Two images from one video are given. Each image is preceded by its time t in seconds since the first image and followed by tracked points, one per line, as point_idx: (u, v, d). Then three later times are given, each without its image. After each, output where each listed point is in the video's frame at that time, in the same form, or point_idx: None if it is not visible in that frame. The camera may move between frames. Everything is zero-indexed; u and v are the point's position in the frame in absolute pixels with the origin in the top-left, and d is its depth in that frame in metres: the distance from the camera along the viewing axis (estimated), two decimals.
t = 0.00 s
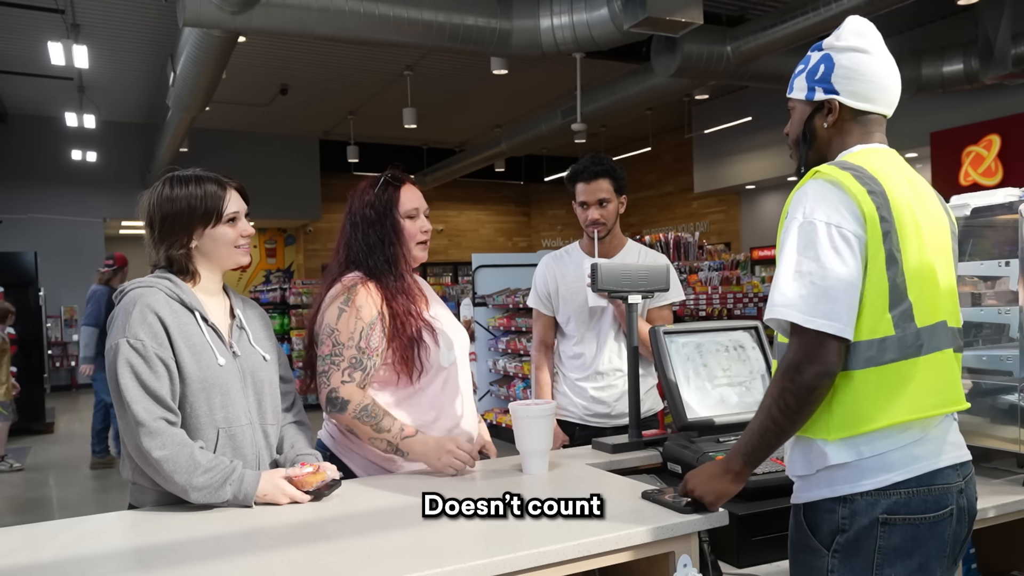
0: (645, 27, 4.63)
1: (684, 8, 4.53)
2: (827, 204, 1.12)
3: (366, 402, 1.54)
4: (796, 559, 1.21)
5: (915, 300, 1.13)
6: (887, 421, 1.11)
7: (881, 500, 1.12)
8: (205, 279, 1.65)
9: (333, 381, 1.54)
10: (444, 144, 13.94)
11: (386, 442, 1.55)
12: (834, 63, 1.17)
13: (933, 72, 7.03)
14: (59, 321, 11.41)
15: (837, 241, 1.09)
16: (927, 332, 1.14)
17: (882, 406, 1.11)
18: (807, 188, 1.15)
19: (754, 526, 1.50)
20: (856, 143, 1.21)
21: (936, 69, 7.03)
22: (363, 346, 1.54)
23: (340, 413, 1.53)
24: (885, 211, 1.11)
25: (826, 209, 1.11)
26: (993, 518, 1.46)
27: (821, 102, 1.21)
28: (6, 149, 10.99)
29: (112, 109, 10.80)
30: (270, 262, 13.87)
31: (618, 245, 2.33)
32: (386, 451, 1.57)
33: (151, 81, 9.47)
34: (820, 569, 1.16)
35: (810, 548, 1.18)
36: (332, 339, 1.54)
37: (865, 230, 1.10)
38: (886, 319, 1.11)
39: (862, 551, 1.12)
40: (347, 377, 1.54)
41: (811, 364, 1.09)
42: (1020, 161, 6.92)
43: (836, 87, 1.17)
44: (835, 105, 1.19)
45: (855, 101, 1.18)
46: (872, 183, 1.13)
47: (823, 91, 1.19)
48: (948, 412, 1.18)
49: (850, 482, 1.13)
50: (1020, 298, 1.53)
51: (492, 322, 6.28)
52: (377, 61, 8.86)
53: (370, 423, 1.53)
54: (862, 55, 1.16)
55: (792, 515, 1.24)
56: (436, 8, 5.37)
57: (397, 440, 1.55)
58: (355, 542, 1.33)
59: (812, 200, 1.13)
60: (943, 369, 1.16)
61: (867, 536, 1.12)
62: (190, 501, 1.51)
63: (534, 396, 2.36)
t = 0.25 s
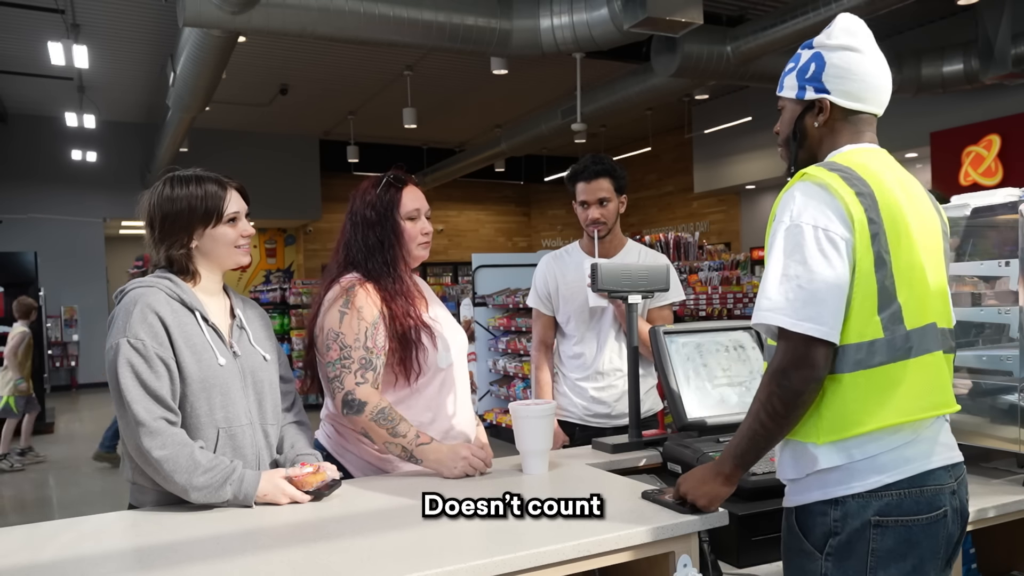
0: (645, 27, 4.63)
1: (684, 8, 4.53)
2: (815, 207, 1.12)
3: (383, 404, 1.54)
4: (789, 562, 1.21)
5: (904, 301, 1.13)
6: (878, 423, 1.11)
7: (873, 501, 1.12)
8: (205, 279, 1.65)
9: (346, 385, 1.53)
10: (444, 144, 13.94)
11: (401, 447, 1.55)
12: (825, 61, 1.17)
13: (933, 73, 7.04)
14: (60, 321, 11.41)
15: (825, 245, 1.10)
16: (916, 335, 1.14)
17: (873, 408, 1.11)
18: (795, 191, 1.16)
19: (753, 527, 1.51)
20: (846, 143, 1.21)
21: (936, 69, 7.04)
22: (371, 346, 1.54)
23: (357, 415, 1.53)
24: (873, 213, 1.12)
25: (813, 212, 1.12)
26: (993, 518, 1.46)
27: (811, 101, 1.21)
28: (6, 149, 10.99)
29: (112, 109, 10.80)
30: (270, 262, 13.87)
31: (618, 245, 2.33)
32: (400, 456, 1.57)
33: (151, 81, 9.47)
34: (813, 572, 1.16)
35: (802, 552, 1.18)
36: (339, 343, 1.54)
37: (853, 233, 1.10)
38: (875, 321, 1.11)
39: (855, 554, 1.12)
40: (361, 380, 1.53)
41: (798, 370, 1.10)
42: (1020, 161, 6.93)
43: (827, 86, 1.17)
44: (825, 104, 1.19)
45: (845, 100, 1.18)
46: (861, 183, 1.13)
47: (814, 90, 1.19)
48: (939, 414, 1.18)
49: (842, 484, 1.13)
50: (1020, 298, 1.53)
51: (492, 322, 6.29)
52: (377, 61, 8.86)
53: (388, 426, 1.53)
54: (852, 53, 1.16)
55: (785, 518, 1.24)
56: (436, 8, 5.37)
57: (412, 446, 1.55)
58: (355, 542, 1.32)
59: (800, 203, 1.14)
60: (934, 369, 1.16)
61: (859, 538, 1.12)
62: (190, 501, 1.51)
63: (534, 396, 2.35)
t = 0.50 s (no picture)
0: (645, 27, 4.63)
1: (684, 8, 4.52)
2: (792, 214, 1.13)
3: (388, 406, 1.54)
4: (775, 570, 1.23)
5: (883, 309, 1.13)
6: (855, 435, 1.12)
7: (853, 510, 1.13)
8: (205, 279, 1.65)
9: (350, 387, 1.52)
10: (444, 145, 13.93)
11: (405, 450, 1.55)
12: (801, 58, 1.18)
13: (933, 72, 7.04)
14: (60, 321, 11.40)
15: (803, 254, 1.10)
16: (895, 343, 1.14)
17: (850, 422, 1.12)
18: (771, 198, 1.16)
19: (750, 527, 1.51)
20: (830, 142, 1.22)
21: (936, 69, 7.04)
22: (369, 347, 1.54)
23: (361, 415, 1.53)
24: (852, 219, 1.12)
25: (789, 221, 1.12)
26: (992, 518, 1.47)
27: (790, 99, 1.21)
28: (6, 149, 10.99)
29: (112, 109, 10.80)
30: (270, 262, 13.87)
31: (618, 244, 2.34)
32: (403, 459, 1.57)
33: (151, 81, 9.46)
34: None
35: (786, 560, 1.20)
36: (337, 344, 1.53)
37: (830, 242, 1.10)
38: (853, 330, 1.11)
39: (835, 561, 1.14)
40: (365, 380, 1.53)
41: (777, 383, 1.11)
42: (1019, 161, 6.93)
43: (805, 83, 1.18)
44: (805, 101, 1.20)
45: (824, 97, 1.18)
46: (839, 190, 1.14)
47: (792, 88, 1.19)
48: (921, 423, 1.18)
49: (820, 495, 1.14)
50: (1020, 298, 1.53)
51: (492, 322, 6.28)
52: (377, 61, 8.86)
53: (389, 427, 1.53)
54: (829, 48, 1.16)
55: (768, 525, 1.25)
56: (436, 8, 5.36)
57: (415, 448, 1.55)
58: (353, 542, 1.32)
59: (775, 210, 1.14)
60: (912, 378, 1.16)
61: (839, 546, 1.13)
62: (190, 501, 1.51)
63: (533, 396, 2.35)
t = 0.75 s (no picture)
0: (645, 27, 4.63)
1: (683, 8, 4.52)
2: (798, 215, 1.13)
3: (388, 406, 1.54)
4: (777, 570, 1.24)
5: (889, 311, 1.13)
6: (859, 437, 1.12)
7: (853, 511, 1.13)
8: (206, 279, 1.65)
9: (350, 386, 1.52)
10: (443, 145, 13.94)
11: (405, 450, 1.54)
12: (803, 58, 1.18)
13: (933, 73, 7.06)
14: (59, 321, 11.39)
15: (809, 255, 1.10)
16: (900, 345, 1.14)
17: (854, 424, 1.12)
18: (779, 198, 1.16)
19: (751, 527, 1.51)
20: (836, 142, 1.22)
21: (936, 69, 7.06)
22: (369, 346, 1.54)
23: (361, 415, 1.53)
24: (860, 221, 1.12)
25: (796, 222, 1.12)
26: (993, 518, 1.47)
27: (792, 100, 1.21)
28: (7, 149, 10.99)
29: (111, 109, 10.79)
30: (270, 262, 13.87)
31: (617, 244, 2.34)
32: (403, 459, 1.57)
33: (151, 81, 9.47)
34: None
35: (786, 560, 1.21)
36: (338, 344, 1.53)
37: (838, 244, 1.10)
38: (859, 332, 1.11)
39: (836, 562, 1.14)
40: (365, 380, 1.53)
41: (780, 385, 1.11)
42: (1019, 161, 6.96)
43: (808, 83, 1.18)
44: (808, 102, 1.20)
45: (827, 96, 1.18)
46: (847, 190, 1.14)
47: (795, 89, 1.19)
48: (924, 425, 1.18)
49: (822, 495, 1.15)
50: (1019, 298, 1.54)
51: (493, 322, 6.28)
52: (377, 61, 8.87)
53: (392, 426, 1.53)
54: (830, 48, 1.17)
55: (769, 525, 1.26)
56: (437, 8, 5.37)
57: (416, 448, 1.55)
58: (353, 541, 1.32)
59: (784, 210, 1.14)
60: (917, 380, 1.17)
61: (839, 547, 1.14)
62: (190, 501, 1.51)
63: (534, 396, 2.34)
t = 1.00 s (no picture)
0: (645, 27, 4.64)
1: (683, 8, 4.52)
2: (803, 218, 1.13)
3: (388, 405, 1.54)
4: (782, 568, 1.25)
5: (895, 312, 1.13)
6: (868, 438, 1.13)
7: (858, 510, 1.14)
8: (206, 279, 1.65)
9: (351, 386, 1.52)
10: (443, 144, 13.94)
11: (406, 449, 1.54)
12: (808, 59, 1.18)
13: (933, 73, 7.07)
14: (59, 321, 11.39)
15: (813, 257, 1.10)
16: (908, 346, 1.14)
17: (861, 424, 1.13)
18: (783, 200, 1.16)
19: (752, 527, 1.51)
20: (843, 142, 1.22)
21: (936, 69, 7.07)
22: (370, 345, 1.54)
23: (361, 415, 1.53)
24: (866, 223, 1.12)
25: (800, 224, 1.12)
26: (993, 518, 1.47)
27: (798, 100, 1.21)
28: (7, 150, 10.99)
29: (111, 108, 10.78)
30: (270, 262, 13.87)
31: (617, 245, 2.35)
32: (404, 459, 1.56)
33: (151, 81, 9.47)
34: None
35: (790, 558, 1.22)
36: (339, 344, 1.53)
37: (843, 245, 1.11)
38: (866, 333, 1.12)
39: (839, 560, 1.15)
40: (365, 380, 1.53)
41: (781, 389, 1.12)
42: (1019, 161, 6.96)
43: (813, 84, 1.18)
44: (813, 102, 1.20)
45: (832, 96, 1.18)
46: (853, 192, 1.14)
47: (800, 90, 1.19)
48: (932, 426, 1.18)
49: (829, 492, 1.16)
50: (1020, 298, 1.54)
51: (493, 322, 6.29)
52: (377, 62, 8.88)
53: (393, 426, 1.53)
54: (835, 47, 1.16)
55: (775, 523, 1.27)
56: (436, 8, 5.37)
57: (416, 448, 1.55)
58: (353, 541, 1.33)
59: (789, 212, 1.14)
60: (927, 381, 1.17)
61: (843, 545, 1.15)
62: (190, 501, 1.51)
63: (534, 395, 2.34)
